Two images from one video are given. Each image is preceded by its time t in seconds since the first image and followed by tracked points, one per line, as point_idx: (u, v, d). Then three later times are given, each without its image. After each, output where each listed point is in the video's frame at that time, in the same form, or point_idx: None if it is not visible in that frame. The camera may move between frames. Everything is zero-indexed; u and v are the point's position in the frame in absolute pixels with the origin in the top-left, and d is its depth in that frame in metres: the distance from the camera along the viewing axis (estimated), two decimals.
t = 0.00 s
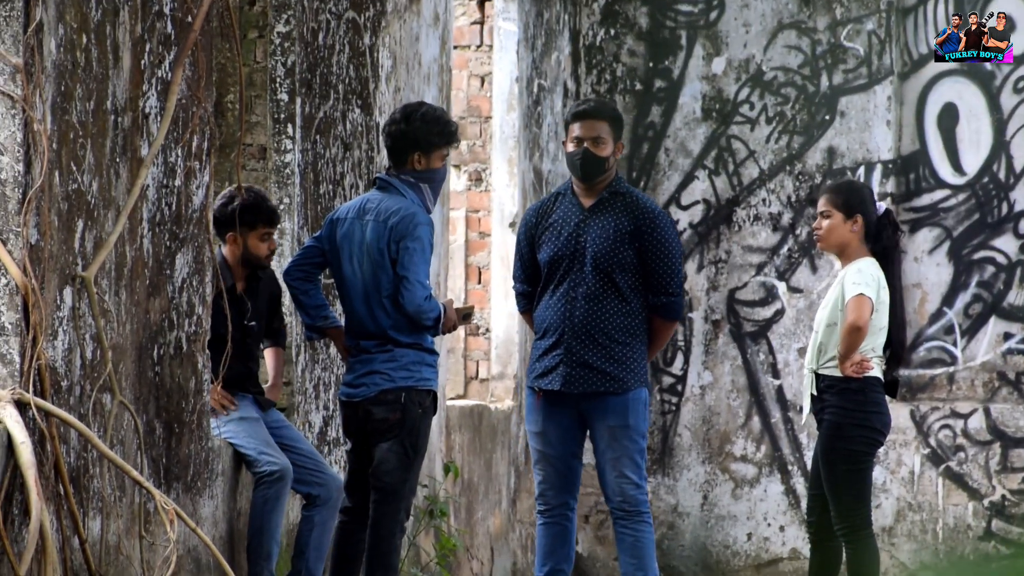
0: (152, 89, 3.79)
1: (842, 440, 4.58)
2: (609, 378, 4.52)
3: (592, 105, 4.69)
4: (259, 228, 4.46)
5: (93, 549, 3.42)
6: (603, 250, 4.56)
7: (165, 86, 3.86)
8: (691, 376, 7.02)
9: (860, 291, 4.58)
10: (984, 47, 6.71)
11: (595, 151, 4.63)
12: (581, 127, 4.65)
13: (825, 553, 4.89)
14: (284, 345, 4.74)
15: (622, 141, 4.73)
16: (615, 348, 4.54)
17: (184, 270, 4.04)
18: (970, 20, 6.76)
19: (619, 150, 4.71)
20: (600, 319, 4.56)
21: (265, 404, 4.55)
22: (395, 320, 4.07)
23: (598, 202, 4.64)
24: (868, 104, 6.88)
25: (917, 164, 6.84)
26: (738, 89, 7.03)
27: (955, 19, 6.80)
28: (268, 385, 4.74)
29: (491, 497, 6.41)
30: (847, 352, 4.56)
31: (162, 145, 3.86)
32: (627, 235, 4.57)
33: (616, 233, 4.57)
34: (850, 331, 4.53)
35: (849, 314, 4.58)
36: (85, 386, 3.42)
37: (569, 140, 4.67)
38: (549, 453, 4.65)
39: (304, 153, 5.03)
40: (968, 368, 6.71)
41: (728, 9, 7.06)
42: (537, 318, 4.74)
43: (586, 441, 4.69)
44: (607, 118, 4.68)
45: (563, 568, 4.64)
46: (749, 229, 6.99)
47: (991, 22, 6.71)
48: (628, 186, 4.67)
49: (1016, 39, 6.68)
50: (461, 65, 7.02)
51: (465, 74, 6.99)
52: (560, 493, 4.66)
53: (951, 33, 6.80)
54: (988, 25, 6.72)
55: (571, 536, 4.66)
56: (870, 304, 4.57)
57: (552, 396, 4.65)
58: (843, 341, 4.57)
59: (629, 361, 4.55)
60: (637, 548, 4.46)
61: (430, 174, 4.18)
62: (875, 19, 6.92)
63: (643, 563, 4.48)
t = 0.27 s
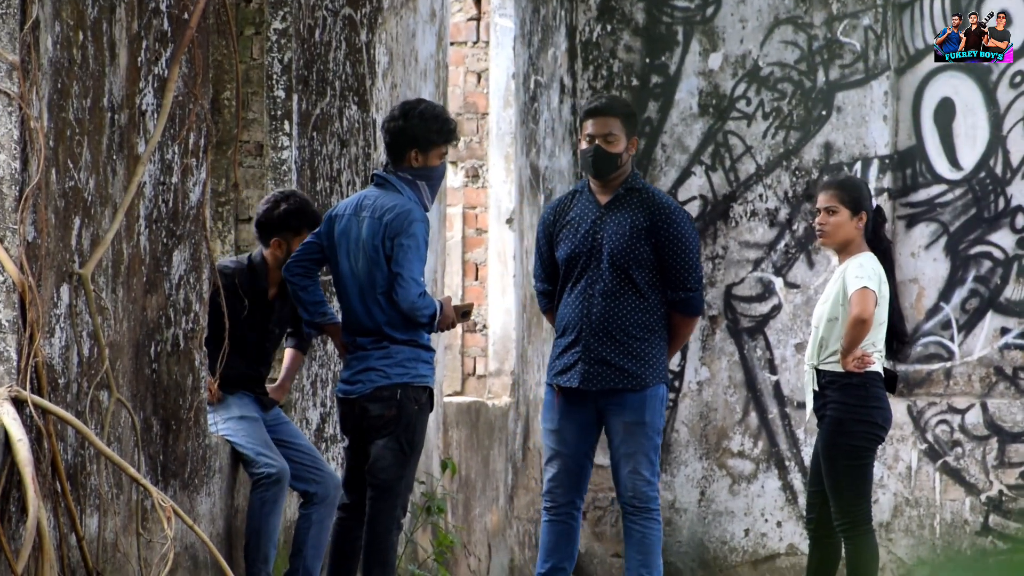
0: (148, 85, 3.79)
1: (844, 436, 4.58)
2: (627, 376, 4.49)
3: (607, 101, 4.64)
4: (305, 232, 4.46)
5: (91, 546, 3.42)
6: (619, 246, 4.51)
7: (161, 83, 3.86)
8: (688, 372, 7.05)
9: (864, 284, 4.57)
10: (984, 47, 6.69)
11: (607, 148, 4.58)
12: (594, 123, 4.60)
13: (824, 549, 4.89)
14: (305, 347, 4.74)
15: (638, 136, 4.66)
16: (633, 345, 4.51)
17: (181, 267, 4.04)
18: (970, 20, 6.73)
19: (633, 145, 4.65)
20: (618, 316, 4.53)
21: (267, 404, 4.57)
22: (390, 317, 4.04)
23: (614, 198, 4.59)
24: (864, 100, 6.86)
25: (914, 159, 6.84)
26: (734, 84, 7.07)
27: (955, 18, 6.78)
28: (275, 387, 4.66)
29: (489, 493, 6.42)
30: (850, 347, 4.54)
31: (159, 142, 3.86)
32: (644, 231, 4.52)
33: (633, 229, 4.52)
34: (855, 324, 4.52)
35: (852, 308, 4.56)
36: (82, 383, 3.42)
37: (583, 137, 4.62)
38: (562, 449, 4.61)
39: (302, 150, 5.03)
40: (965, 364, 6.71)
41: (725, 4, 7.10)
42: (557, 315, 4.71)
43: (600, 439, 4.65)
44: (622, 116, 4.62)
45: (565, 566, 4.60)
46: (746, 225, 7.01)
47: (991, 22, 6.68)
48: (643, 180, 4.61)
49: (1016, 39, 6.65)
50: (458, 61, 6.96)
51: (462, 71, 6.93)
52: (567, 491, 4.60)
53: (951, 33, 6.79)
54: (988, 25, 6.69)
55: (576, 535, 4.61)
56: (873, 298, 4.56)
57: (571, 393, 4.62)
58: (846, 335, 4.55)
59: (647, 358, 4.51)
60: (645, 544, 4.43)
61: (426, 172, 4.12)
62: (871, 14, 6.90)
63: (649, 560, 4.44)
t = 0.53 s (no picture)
0: (134, 88, 3.78)
1: (833, 438, 4.60)
2: (623, 381, 4.50)
3: (595, 106, 4.59)
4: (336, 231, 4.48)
5: (77, 550, 3.41)
6: (618, 252, 4.52)
7: (147, 85, 3.85)
8: (674, 374, 7.02)
9: (852, 286, 4.59)
10: (984, 47, 6.77)
11: (598, 156, 4.57)
12: (585, 130, 4.58)
13: (811, 552, 4.90)
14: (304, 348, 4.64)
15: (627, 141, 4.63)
16: (631, 351, 4.51)
17: (168, 270, 4.03)
18: (970, 20, 6.78)
19: (625, 150, 4.62)
20: (617, 321, 4.54)
21: (262, 405, 4.50)
22: (377, 319, 4.02)
23: (614, 203, 4.59)
24: (850, 101, 6.90)
25: (900, 161, 6.89)
26: (720, 87, 7.04)
27: (955, 18, 6.83)
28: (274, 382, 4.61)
29: (475, 496, 6.42)
30: (839, 348, 4.55)
31: (144, 145, 3.85)
32: (642, 237, 4.52)
33: (632, 234, 4.52)
34: (844, 325, 4.53)
35: (841, 309, 4.58)
36: (68, 387, 3.40)
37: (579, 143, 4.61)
38: (556, 449, 4.60)
39: (287, 152, 5.03)
40: (951, 365, 6.78)
41: (710, 7, 7.05)
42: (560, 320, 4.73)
43: (595, 440, 4.65)
44: (611, 122, 4.58)
45: (553, 565, 4.60)
46: (732, 227, 7.00)
47: (991, 22, 6.77)
48: (643, 185, 4.60)
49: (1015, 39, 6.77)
50: (443, 63, 7.05)
51: (447, 73, 7.04)
52: (554, 490, 4.60)
53: (951, 33, 6.83)
54: (988, 25, 6.76)
55: (563, 535, 4.61)
56: (862, 299, 4.58)
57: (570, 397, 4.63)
58: (835, 336, 4.56)
59: (644, 363, 4.51)
60: (635, 547, 4.44)
61: (413, 174, 4.12)
62: (856, 17, 6.93)
63: (640, 562, 4.46)
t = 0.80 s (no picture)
0: (126, 92, 3.78)
1: (823, 442, 4.60)
2: (609, 387, 4.45)
3: (584, 112, 4.50)
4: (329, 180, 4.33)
5: (69, 554, 3.41)
6: (604, 257, 4.46)
7: (139, 89, 3.85)
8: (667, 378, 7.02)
9: (843, 290, 4.60)
10: (984, 47, 6.80)
11: (586, 163, 4.50)
12: (573, 137, 4.51)
13: (804, 556, 4.91)
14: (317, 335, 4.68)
15: (617, 146, 4.55)
16: (616, 356, 4.46)
17: (160, 274, 4.03)
18: (970, 20, 6.82)
19: (615, 155, 4.55)
20: (603, 326, 4.48)
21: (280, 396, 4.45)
22: (370, 322, 4.02)
23: (603, 207, 4.53)
24: (842, 105, 6.92)
25: (892, 165, 6.90)
26: (712, 90, 7.05)
27: (955, 19, 6.85)
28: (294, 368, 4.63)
29: (467, 500, 6.42)
30: (829, 352, 4.57)
31: (136, 149, 3.84)
32: (628, 242, 4.45)
33: (618, 239, 4.45)
34: (834, 330, 4.55)
35: (832, 312, 4.60)
36: (60, 391, 3.40)
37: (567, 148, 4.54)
38: (548, 453, 4.58)
39: (280, 157, 5.03)
40: (943, 369, 6.79)
41: (703, 11, 7.08)
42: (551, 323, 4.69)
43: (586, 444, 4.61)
44: (601, 128, 4.49)
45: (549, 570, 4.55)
46: (725, 231, 7.01)
47: (991, 22, 6.81)
48: (633, 189, 4.53)
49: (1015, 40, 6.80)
50: (436, 67, 7.00)
51: (440, 77, 7.01)
52: (549, 495, 4.56)
53: (950, 33, 6.85)
54: (988, 25, 6.81)
55: (561, 539, 4.58)
56: (853, 303, 4.59)
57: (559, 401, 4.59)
58: (826, 340, 4.58)
59: (630, 369, 4.46)
60: (627, 551, 4.42)
61: (405, 177, 4.09)
62: (848, 20, 6.95)
63: (631, 566, 4.44)
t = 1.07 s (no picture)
0: (129, 97, 3.78)
1: (825, 445, 4.60)
2: (595, 389, 4.44)
3: (567, 116, 4.50)
4: (313, 153, 4.33)
5: (73, 558, 3.41)
6: (587, 259, 4.45)
7: (142, 94, 3.85)
8: (671, 381, 7.02)
9: (843, 292, 4.60)
10: (984, 47, 6.83)
11: (569, 168, 4.50)
12: (556, 142, 4.50)
13: (808, 558, 4.90)
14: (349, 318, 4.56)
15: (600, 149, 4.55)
16: (601, 358, 4.45)
17: (163, 278, 4.03)
18: (969, 20, 6.85)
19: (598, 158, 4.54)
20: (587, 328, 4.47)
21: (308, 390, 4.36)
22: (370, 325, 4.02)
23: (587, 209, 4.52)
24: (845, 108, 6.91)
25: (895, 167, 6.89)
26: (715, 94, 7.05)
27: (955, 19, 6.87)
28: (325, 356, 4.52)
29: (472, 504, 6.43)
30: (830, 355, 4.58)
31: (139, 154, 3.85)
32: (611, 244, 4.43)
33: (600, 241, 4.44)
34: (834, 332, 4.56)
35: (832, 315, 4.60)
36: (64, 396, 3.40)
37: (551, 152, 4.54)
38: (542, 457, 4.57)
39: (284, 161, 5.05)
40: (947, 372, 6.79)
41: (705, 14, 7.08)
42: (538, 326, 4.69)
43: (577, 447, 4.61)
44: (584, 133, 4.49)
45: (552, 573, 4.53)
46: (728, 234, 7.01)
47: (991, 22, 6.84)
48: (617, 190, 4.51)
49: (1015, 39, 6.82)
50: (439, 71, 6.90)
51: (443, 81, 6.89)
52: (549, 498, 4.56)
53: (951, 33, 6.86)
54: (987, 25, 6.84)
55: (563, 543, 4.57)
56: (853, 306, 4.59)
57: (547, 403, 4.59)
58: (826, 343, 4.59)
59: (615, 371, 4.44)
60: (625, 554, 4.41)
61: (404, 180, 4.12)
62: (851, 23, 6.95)
63: (629, 568, 4.43)
